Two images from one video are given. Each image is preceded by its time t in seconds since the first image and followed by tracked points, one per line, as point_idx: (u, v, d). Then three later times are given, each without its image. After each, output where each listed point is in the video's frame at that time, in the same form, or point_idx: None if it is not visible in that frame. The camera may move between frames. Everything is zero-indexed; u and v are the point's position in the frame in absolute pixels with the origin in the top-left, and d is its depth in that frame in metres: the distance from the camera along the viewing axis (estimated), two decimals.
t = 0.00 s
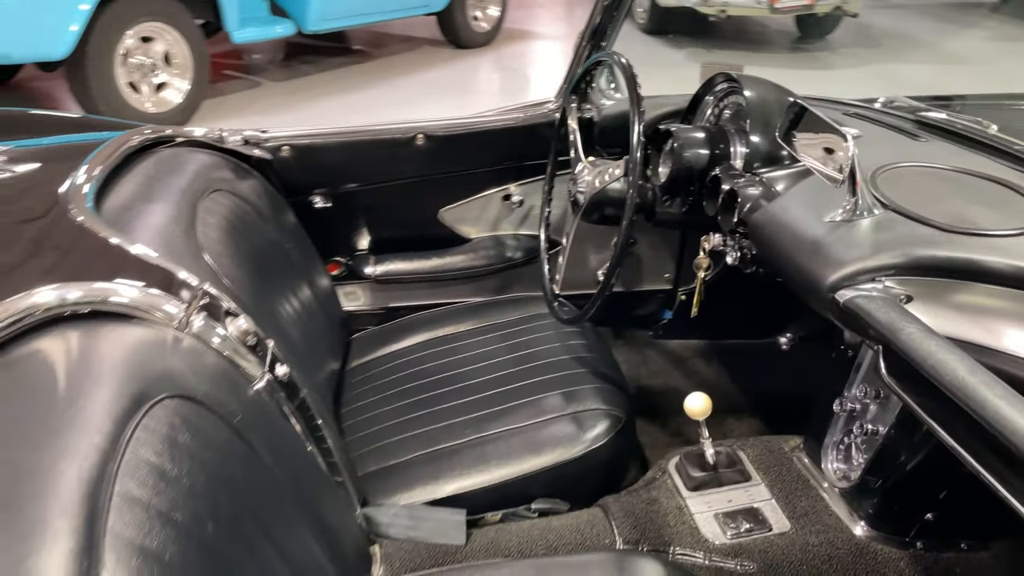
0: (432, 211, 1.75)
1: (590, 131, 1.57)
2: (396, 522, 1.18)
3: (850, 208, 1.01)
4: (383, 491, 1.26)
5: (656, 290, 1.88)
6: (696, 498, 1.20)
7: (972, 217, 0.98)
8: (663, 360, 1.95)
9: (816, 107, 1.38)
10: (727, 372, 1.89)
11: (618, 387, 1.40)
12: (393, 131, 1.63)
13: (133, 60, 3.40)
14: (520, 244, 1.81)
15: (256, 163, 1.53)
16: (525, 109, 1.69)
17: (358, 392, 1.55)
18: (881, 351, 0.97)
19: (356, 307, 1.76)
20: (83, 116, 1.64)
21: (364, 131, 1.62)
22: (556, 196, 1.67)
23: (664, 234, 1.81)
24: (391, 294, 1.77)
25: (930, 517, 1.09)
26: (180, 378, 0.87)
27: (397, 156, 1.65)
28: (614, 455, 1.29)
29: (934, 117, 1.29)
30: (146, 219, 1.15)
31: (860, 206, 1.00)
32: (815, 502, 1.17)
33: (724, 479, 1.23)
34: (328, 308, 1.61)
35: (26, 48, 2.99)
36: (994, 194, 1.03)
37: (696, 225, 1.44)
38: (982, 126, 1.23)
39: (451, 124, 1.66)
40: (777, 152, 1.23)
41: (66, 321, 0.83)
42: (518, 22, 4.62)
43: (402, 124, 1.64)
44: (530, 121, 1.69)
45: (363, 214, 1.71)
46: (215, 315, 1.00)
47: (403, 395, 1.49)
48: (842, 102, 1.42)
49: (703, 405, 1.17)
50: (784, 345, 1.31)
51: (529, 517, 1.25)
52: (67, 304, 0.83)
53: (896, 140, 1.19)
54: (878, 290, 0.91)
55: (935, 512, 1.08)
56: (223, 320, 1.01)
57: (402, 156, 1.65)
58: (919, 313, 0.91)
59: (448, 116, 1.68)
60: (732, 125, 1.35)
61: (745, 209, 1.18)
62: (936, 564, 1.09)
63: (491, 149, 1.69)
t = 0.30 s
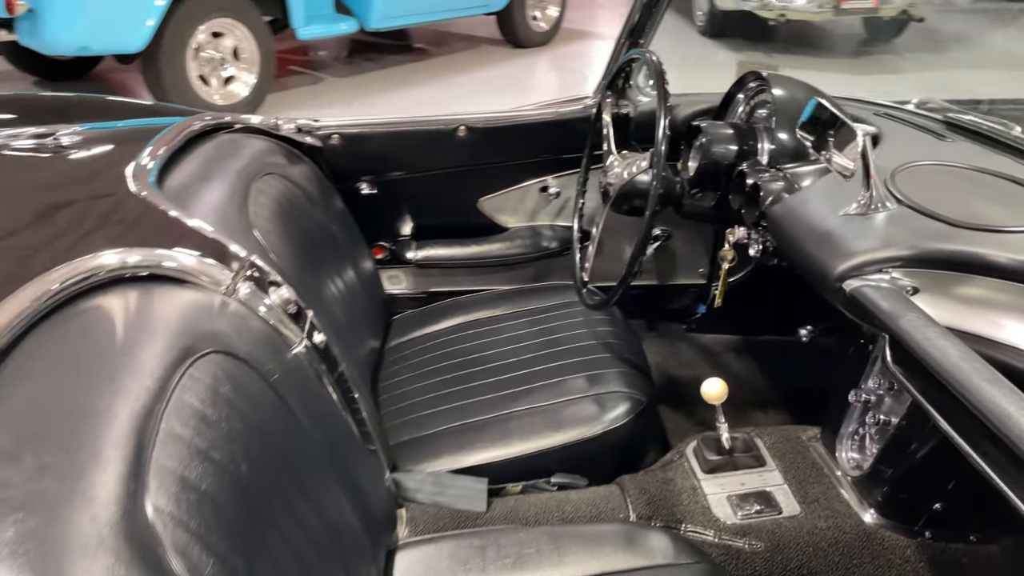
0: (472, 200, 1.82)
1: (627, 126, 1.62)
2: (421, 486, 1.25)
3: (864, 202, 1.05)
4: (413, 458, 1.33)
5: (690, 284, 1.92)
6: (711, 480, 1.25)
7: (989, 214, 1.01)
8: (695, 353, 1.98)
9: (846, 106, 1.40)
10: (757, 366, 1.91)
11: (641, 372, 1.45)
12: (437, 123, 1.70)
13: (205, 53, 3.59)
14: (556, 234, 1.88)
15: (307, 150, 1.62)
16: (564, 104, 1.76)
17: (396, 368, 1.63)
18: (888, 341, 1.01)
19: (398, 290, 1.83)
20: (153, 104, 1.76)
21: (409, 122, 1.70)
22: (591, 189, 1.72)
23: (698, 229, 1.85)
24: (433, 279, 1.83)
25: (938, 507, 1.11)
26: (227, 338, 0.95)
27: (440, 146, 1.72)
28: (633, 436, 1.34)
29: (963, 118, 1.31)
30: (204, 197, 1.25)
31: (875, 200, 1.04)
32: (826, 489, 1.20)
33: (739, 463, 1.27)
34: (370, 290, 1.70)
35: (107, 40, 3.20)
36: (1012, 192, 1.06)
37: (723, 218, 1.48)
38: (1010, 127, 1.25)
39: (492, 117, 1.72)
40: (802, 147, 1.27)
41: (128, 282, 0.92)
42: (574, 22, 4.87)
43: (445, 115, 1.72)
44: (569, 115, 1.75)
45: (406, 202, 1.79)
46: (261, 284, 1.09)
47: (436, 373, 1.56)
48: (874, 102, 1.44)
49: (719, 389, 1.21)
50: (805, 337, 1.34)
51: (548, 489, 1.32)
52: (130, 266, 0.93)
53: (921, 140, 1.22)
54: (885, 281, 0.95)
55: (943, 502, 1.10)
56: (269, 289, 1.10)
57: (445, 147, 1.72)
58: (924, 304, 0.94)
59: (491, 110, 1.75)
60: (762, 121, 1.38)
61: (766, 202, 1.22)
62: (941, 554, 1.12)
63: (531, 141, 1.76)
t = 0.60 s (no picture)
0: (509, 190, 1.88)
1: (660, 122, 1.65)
2: (448, 454, 1.34)
3: (881, 195, 1.08)
4: (442, 430, 1.41)
5: (721, 278, 1.95)
6: (726, 462, 1.29)
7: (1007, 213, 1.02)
8: (725, 347, 2.00)
9: (876, 106, 1.42)
10: (786, 360, 1.94)
11: (663, 358, 1.50)
12: (477, 114, 1.76)
13: (265, 49, 3.82)
14: (590, 225, 1.93)
15: (354, 139, 1.70)
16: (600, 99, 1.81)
17: (431, 347, 1.70)
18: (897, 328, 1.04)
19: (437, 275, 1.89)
20: (214, 93, 1.87)
21: (451, 113, 1.76)
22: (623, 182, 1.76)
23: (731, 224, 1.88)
24: (470, 265, 1.89)
25: (947, 495, 1.12)
26: (269, 305, 1.04)
27: (480, 137, 1.79)
28: (653, 417, 1.39)
29: (993, 120, 1.32)
30: (255, 178, 1.34)
31: (890, 194, 1.07)
32: (839, 474, 1.24)
33: (755, 447, 1.31)
34: (409, 273, 1.77)
35: (174, 34, 3.42)
36: None
37: (749, 211, 1.53)
38: None
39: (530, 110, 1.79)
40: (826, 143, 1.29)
41: (182, 250, 1.01)
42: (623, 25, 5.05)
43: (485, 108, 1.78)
44: (607, 110, 1.80)
45: (446, 190, 1.87)
46: (303, 259, 1.17)
47: (468, 352, 1.63)
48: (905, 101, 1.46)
49: (736, 373, 1.25)
50: (824, 328, 1.38)
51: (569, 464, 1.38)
52: (184, 235, 1.02)
53: (945, 138, 1.24)
54: (894, 270, 0.98)
55: (952, 491, 1.11)
56: (310, 263, 1.18)
57: (484, 138, 1.79)
58: (929, 293, 0.97)
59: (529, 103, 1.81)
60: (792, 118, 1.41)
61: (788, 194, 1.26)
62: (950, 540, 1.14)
63: (567, 134, 1.82)
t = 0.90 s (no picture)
0: (538, 182, 1.95)
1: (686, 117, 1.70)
2: (472, 429, 1.39)
3: (890, 185, 1.11)
4: (468, 408, 1.48)
5: (746, 272, 1.98)
6: (738, 444, 1.34)
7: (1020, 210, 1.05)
8: (749, 339, 2.03)
9: (898, 103, 1.45)
10: (808, 354, 1.96)
11: (682, 344, 1.54)
12: (510, 108, 1.83)
13: (311, 47, 3.96)
14: (618, 218, 1.97)
15: (390, 130, 1.78)
16: (629, 93, 1.87)
17: (460, 331, 1.76)
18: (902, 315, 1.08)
19: (468, 264, 1.94)
20: (259, 86, 1.97)
21: (484, 107, 1.83)
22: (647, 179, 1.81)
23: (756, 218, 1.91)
24: (500, 256, 1.94)
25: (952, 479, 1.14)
26: (305, 279, 1.11)
27: (511, 130, 1.85)
28: (669, 400, 1.44)
29: (1011, 118, 1.34)
30: (296, 164, 1.42)
31: (899, 185, 1.11)
32: (849, 457, 1.28)
33: (767, 429, 1.36)
34: (442, 261, 1.84)
35: (224, 32, 3.57)
36: None
37: (770, 204, 1.56)
38: None
39: (561, 104, 1.84)
40: (842, 136, 1.32)
41: (227, 226, 1.09)
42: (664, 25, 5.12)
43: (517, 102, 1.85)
44: (635, 106, 1.86)
45: (477, 182, 1.93)
46: (338, 239, 1.25)
47: (495, 335, 1.69)
48: (928, 99, 1.49)
49: (748, 358, 1.29)
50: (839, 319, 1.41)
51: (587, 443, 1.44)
52: (229, 213, 1.10)
53: (962, 134, 1.27)
54: (899, 257, 1.02)
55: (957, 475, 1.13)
56: (344, 243, 1.25)
57: (516, 131, 1.85)
58: (933, 281, 1.00)
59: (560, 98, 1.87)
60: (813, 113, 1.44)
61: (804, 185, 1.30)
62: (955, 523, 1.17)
63: (596, 128, 1.88)
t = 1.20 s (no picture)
0: (562, 176, 2.02)
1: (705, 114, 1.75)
2: (493, 405, 1.48)
3: (890, 176, 1.17)
4: (490, 387, 1.56)
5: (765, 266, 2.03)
6: (746, 422, 1.41)
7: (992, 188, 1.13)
8: (767, 331, 2.08)
9: (908, 101, 1.50)
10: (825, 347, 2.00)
11: (696, 330, 1.61)
12: (536, 104, 1.90)
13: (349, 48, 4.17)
14: (640, 211, 2.04)
15: (422, 125, 1.87)
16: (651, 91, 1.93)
17: (486, 316, 1.84)
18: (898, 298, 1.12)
19: (496, 255, 2.03)
20: (297, 83, 2.07)
21: (511, 103, 1.90)
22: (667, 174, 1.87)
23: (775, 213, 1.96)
24: (527, 247, 2.02)
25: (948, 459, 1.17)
26: (338, 256, 1.20)
27: (537, 126, 1.92)
28: (682, 382, 1.51)
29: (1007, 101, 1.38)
30: (332, 155, 1.52)
31: (898, 176, 1.16)
32: (850, 434, 1.36)
33: (775, 410, 1.43)
34: (470, 252, 1.91)
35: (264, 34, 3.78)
36: None
37: (784, 197, 1.61)
38: None
39: (585, 100, 1.91)
40: (850, 131, 1.37)
41: (269, 208, 1.19)
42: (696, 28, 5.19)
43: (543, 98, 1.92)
44: (659, 103, 1.92)
45: (503, 176, 2.00)
46: (370, 223, 1.33)
47: (518, 318, 1.76)
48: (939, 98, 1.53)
49: (757, 340, 1.34)
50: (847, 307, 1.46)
51: (602, 420, 1.52)
52: (270, 196, 1.20)
53: (967, 131, 1.32)
54: (894, 243, 1.07)
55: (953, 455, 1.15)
56: (374, 226, 1.34)
57: (541, 127, 1.92)
58: (926, 264, 1.04)
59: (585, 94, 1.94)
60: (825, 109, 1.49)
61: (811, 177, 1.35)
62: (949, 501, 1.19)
63: (619, 124, 1.94)
